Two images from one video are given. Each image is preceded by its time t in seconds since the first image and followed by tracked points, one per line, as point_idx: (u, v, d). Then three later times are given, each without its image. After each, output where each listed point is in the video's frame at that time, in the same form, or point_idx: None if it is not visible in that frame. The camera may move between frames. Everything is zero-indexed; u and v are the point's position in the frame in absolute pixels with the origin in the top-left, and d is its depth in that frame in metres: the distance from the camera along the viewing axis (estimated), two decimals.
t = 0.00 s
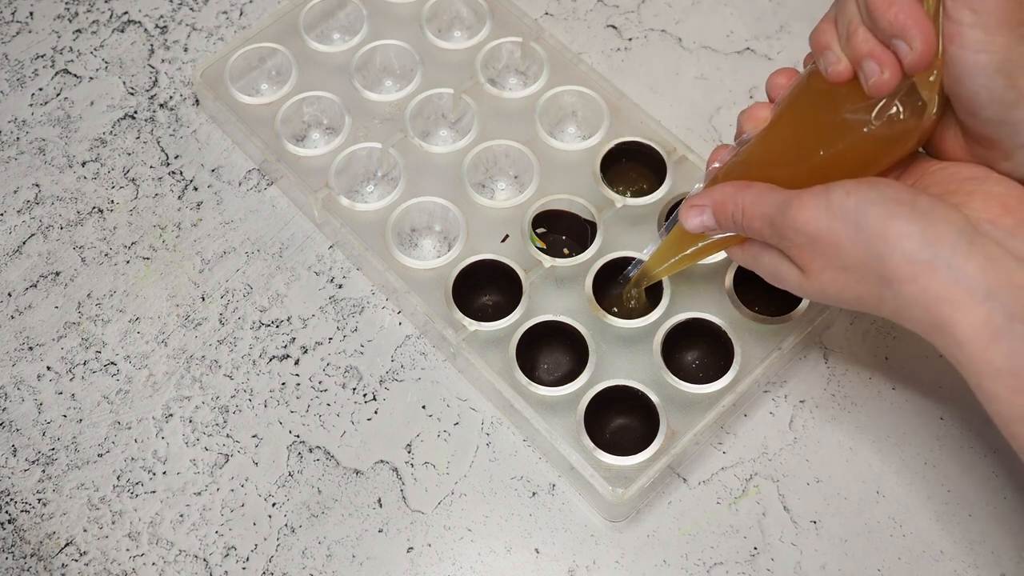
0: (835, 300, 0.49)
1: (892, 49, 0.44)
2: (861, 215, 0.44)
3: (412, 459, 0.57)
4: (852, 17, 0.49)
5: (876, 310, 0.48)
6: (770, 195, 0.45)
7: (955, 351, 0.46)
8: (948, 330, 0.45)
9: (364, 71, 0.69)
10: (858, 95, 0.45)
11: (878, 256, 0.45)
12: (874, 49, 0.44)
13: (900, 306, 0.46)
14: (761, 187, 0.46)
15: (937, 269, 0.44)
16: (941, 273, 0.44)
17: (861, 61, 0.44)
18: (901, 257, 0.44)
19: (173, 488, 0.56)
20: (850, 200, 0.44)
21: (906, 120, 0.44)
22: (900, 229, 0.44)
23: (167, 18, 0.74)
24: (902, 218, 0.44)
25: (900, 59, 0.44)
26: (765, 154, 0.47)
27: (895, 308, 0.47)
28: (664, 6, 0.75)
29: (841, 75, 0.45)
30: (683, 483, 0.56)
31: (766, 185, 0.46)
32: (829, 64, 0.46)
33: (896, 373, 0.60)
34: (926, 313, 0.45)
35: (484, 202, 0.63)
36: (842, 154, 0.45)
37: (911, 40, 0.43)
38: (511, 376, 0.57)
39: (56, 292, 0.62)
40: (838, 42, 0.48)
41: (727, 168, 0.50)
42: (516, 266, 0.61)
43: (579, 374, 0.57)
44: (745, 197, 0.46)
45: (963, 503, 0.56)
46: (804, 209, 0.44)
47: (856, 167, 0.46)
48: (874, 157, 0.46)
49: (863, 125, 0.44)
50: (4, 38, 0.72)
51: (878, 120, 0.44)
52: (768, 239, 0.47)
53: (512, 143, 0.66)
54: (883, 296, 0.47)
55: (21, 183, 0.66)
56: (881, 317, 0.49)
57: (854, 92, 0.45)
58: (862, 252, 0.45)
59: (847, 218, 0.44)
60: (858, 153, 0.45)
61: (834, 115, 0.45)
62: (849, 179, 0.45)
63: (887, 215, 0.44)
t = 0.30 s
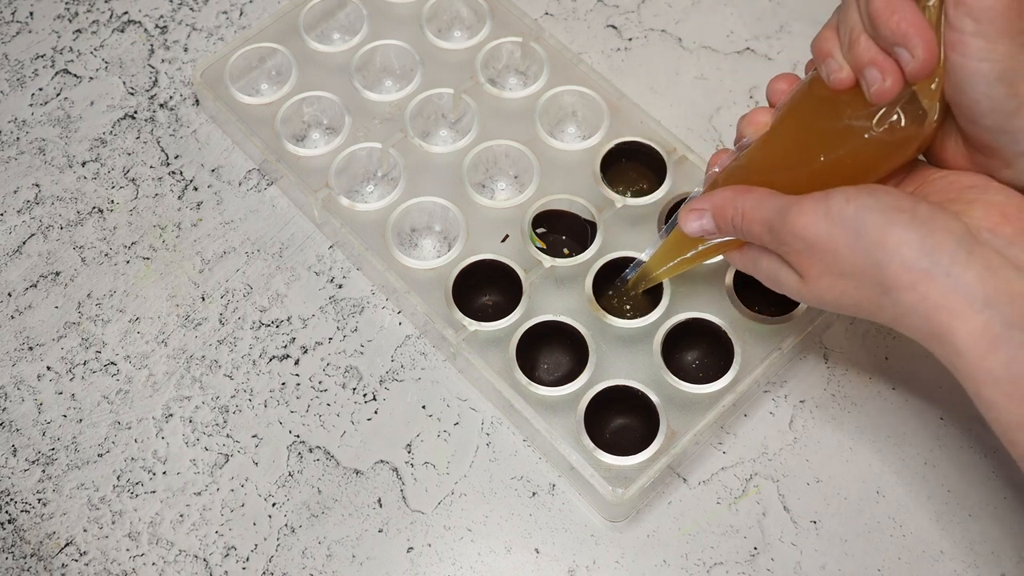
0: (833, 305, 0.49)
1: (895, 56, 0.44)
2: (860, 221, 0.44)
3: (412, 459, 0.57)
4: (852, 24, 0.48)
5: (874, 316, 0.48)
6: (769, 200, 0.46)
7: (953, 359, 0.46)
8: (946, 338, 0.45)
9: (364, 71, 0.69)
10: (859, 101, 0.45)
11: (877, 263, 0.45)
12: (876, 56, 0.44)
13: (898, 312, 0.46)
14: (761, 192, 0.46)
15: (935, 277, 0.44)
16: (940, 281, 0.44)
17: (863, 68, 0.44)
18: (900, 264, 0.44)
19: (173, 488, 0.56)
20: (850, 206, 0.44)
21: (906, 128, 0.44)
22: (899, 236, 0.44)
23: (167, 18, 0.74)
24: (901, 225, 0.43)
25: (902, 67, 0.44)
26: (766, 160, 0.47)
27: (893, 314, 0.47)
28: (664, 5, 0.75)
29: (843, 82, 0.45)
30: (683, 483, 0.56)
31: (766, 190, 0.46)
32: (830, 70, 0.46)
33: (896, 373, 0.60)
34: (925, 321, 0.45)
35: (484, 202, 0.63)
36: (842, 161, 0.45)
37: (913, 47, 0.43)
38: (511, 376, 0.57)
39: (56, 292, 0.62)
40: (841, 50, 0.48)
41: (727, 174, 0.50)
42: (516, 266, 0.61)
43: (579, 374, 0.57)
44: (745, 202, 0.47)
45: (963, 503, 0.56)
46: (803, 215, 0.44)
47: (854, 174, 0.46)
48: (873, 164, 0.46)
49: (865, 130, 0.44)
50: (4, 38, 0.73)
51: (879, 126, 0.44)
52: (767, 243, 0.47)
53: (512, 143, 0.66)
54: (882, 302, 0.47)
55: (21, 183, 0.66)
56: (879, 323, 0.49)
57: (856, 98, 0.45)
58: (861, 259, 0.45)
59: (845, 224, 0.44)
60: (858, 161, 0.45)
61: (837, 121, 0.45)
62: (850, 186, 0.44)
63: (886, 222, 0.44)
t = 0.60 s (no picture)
0: (861, 267, 0.50)
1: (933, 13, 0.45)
2: (905, 184, 0.44)
3: (412, 459, 0.57)
4: None
5: (902, 282, 0.50)
6: (800, 155, 0.44)
7: (987, 327, 0.48)
8: (983, 307, 0.47)
9: (364, 70, 0.69)
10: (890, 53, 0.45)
11: (916, 228, 0.46)
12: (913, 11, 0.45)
13: (931, 277, 0.48)
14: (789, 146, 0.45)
15: (977, 246, 0.45)
16: (978, 249, 0.46)
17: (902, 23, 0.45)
18: (942, 232, 0.45)
19: (173, 488, 0.56)
20: (895, 170, 0.44)
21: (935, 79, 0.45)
22: (943, 204, 0.45)
23: (167, 18, 0.74)
24: (945, 194, 0.45)
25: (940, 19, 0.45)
26: (792, 109, 0.46)
27: (927, 281, 0.48)
28: (664, 6, 0.75)
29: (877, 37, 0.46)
30: (683, 483, 0.56)
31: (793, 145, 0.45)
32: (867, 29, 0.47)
33: (896, 372, 0.60)
34: (965, 290, 0.47)
35: (484, 202, 0.63)
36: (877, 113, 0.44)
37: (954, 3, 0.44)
38: (511, 376, 0.57)
39: (56, 292, 0.62)
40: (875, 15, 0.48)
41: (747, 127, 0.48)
42: (516, 265, 0.61)
43: (579, 374, 0.57)
44: (771, 153, 0.45)
45: (963, 503, 0.56)
46: (841, 172, 0.44)
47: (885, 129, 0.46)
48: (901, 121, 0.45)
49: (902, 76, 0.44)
50: (4, 38, 0.72)
51: (917, 73, 0.44)
52: (797, 200, 0.46)
53: (512, 143, 0.66)
54: (915, 268, 0.48)
55: (21, 183, 0.66)
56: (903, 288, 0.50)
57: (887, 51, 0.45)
58: (901, 223, 0.46)
59: (889, 186, 0.44)
60: (892, 116, 0.45)
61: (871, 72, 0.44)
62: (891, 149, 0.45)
63: (929, 189, 0.45)
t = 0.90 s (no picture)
0: (971, 293, 0.46)
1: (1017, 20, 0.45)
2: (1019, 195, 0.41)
3: (412, 459, 0.57)
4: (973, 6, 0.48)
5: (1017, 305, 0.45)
6: (889, 170, 0.43)
7: None
8: None
9: (364, 70, 0.69)
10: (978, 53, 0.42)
11: None
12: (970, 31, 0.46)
13: None
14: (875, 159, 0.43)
15: None
16: None
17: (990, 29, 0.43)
18: None
19: (173, 488, 0.56)
20: (1002, 179, 0.41)
21: None
22: None
23: (167, 18, 0.74)
24: None
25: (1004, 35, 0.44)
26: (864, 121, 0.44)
27: None
28: (664, 6, 0.75)
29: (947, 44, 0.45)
30: (683, 483, 0.56)
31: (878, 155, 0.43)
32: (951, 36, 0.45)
33: (896, 372, 0.60)
34: None
35: (484, 202, 0.63)
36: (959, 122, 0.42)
37: None
38: (511, 376, 0.57)
39: (56, 292, 0.62)
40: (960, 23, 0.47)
41: (822, 142, 0.47)
42: (516, 266, 0.61)
43: (579, 374, 0.57)
44: (856, 166, 0.43)
45: (963, 502, 0.56)
46: (940, 182, 0.42)
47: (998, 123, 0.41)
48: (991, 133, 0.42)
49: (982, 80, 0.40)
50: (4, 38, 0.72)
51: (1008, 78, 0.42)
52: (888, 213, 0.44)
53: (512, 143, 0.66)
54: None
55: (21, 183, 0.66)
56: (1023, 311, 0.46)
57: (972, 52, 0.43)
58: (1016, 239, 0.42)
59: (998, 198, 0.41)
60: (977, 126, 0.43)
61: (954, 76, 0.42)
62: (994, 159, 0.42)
63: None
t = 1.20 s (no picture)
0: (937, 385, 0.47)
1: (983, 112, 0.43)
2: (966, 300, 0.42)
3: (412, 459, 0.57)
4: (941, 85, 0.48)
5: (977, 397, 0.46)
6: (861, 273, 0.43)
7: None
8: None
9: (364, 71, 0.69)
10: (949, 166, 0.42)
11: (983, 344, 0.42)
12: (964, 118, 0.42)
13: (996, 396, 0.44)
14: (851, 261, 0.44)
15: None
16: None
17: (951, 131, 0.42)
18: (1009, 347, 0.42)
19: (173, 488, 0.56)
20: (952, 283, 0.42)
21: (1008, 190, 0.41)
22: (1009, 319, 0.41)
23: (167, 18, 0.74)
24: (1009, 305, 0.41)
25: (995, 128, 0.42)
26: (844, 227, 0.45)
27: (1000, 398, 0.44)
28: (664, 6, 0.75)
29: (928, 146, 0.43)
30: (683, 483, 0.56)
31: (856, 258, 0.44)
32: (917, 133, 0.44)
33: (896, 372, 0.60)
34: None
35: (484, 202, 0.63)
36: (926, 229, 0.42)
37: (1008, 111, 0.41)
38: (511, 376, 0.57)
39: (56, 292, 0.62)
40: (925, 112, 0.46)
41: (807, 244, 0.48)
42: (516, 266, 0.61)
43: (579, 374, 0.57)
44: (833, 269, 0.44)
45: (963, 502, 0.56)
46: (899, 287, 0.42)
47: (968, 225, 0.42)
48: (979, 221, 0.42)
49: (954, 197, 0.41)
50: (4, 38, 0.72)
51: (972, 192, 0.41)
52: (859, 315, 0.45)
53: (512, 143, 0.66)
54: (985, 383, 0.44)
55: (21, 183, 0.66)
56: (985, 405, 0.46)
57: (945, 164, 0.43)
58: (964, 340, 0.43)
59: (947, 302, 0.42)
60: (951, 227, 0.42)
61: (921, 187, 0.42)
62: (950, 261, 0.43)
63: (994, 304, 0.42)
